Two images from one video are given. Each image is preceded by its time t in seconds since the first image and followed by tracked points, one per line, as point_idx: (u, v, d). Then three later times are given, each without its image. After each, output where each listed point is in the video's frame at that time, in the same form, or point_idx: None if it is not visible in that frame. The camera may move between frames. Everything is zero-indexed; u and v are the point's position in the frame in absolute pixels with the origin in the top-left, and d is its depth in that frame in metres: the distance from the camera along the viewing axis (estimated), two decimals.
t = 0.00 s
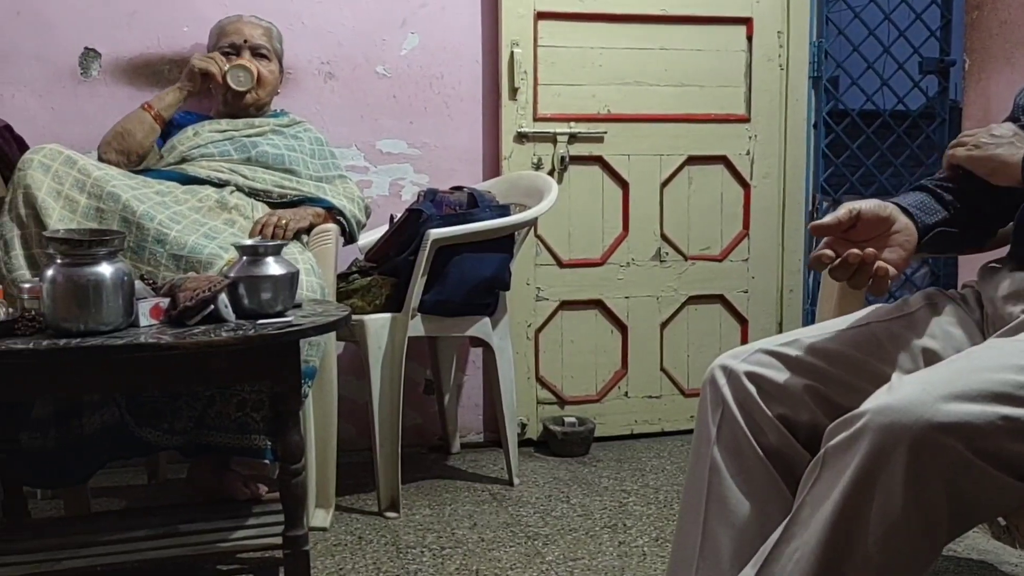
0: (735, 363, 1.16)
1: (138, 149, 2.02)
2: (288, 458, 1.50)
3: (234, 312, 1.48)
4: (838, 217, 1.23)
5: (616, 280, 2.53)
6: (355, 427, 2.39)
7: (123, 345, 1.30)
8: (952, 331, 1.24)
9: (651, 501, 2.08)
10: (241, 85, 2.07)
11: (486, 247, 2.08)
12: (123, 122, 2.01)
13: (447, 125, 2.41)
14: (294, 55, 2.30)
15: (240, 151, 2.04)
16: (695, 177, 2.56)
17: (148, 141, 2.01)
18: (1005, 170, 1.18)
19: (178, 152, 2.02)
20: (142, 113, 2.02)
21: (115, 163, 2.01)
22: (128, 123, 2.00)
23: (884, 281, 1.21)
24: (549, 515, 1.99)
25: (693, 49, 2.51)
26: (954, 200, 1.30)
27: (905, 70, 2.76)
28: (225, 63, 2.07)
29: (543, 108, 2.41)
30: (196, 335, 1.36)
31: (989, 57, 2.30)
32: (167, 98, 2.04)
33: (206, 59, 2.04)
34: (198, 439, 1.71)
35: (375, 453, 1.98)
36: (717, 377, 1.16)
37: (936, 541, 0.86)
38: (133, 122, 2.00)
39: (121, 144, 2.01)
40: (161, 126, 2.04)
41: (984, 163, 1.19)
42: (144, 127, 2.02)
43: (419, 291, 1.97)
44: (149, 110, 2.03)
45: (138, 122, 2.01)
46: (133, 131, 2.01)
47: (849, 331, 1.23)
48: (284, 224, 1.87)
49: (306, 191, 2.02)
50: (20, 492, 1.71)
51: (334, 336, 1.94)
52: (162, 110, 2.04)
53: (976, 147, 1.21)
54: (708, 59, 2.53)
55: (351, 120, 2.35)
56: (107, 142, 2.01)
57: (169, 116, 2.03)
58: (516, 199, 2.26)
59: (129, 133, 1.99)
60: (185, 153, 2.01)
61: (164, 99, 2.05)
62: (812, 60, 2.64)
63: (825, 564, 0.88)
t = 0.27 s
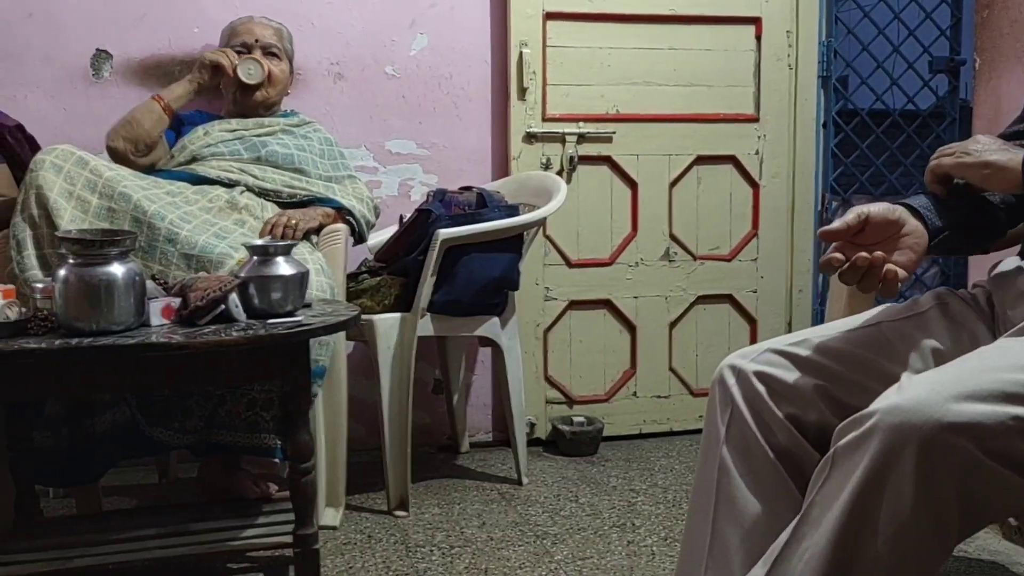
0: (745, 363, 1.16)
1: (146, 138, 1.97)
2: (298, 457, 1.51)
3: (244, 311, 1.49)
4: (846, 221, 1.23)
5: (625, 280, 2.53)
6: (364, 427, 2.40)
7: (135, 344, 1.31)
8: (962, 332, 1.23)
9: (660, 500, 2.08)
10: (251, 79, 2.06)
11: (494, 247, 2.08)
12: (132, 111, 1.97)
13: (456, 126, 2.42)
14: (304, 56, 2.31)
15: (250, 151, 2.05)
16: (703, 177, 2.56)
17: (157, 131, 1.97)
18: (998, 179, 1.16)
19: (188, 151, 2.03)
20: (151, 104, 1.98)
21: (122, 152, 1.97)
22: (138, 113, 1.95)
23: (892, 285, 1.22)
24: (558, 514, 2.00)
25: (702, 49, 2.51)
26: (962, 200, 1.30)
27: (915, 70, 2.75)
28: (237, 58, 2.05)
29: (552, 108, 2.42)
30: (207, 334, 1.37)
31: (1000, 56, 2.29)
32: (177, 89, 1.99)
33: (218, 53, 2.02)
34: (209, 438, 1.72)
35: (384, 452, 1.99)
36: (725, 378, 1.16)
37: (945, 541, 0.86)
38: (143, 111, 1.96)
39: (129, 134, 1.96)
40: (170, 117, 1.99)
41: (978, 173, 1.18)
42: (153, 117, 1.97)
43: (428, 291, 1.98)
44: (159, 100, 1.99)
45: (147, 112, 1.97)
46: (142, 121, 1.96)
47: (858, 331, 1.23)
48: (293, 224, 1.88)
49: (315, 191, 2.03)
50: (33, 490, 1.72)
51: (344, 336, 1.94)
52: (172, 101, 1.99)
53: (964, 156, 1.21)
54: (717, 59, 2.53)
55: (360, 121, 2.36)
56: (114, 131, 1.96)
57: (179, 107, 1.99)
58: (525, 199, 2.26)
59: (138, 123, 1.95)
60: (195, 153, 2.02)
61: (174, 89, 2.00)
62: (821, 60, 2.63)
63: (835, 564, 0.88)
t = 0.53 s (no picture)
0: (743, 366, 1.17)
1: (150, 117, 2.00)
2: (295, 451, 1.51)
3: (245, 304, 1.49)
4: (846, 230, 1.24)
5: (626, 282, 2.53)
6: (361, 422, 2.40)
7: (135, 334, 1.31)
8: (962, 341, 1.22)
9: (655, 503, 2.08)
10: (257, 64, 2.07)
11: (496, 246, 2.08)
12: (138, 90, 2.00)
13: (461, 124, 2.41)
14: (311, 50, 2.30)
15: (255, 143, 2.05)
16: (707, 181, 2.56)
17: (160, 110, 2.00)
18: (1012, 187, 1.17)
19: (193, 141, 2.03)
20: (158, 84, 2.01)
21: (126, 130, 1.99)
22: (144, 91, 1.99)
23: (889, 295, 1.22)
24: (553, 515, 2.00)
25: (709, 53, 2.51)
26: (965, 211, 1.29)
27: (922, 79, 2.77)
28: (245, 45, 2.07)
29: (558, 109, 2.42)
30: (207, 326, 1.37)
31: (1007, 67, 2.29)
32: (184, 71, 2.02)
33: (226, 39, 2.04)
34: (206, 430, 1.72)
35: (381, 448, 1.99)
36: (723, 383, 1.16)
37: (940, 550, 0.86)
38: (148, 90, 1.99)
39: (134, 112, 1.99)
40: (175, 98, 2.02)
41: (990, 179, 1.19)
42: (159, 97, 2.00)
43: (429, 287, 1.97)
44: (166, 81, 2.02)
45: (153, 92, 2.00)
46: (147, 100, 1.99)
47: (858, 337, 1.23)
48: (296, 218, 1.88)
49: (318, 184, 2.03)
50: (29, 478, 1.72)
51: (343, 332, 1.94)
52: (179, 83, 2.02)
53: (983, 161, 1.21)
54: (724, 63, 2.52)
55: (365, 116, 2.36)
56: (119, 108, 1.99)
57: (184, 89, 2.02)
58: (528, 199, 2.26)
59: (142, 101, 1.98)
60: (200, 143, 2.02)
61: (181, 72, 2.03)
62: (828, 66, 2.63)
63: (828, 570, 0.88)
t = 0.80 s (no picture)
0: (741, 373, 1.17)
1: (155, 97, 1.98)
2: (291, 445, 1.51)
3: (244, 296, 1.50)
4: (861, 245, 1.22)
5: (625, 285, 2.53)
6: (358, 417, 2.40)
7: (133, 323, 1.31)
8: (959, 355, 1.22)
9: (649, 507, 2.08)
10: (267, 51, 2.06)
11: (497, 245, 2.08)
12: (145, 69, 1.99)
13: (466, 122, 2.41)
14: (318, 44, 2.30)
15: (259, 135, 2.05)
16: (710, 186, 2.56)
17: (166, 91, 1.98)
18: (1002, 205, 1.17)
19: (197, 131, 2.03)
20: (166, 64, 1.99)
21: (130, 108, 1.98)
22: (151, 71, 1.97)
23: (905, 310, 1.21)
24: (547, 515, 2.00)
25: (715, 58, 2.51)
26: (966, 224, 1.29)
27: (927, 91, 2.76)
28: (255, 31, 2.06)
29: (563, 110, 2.42)
30: (206, 316, 1.37)
31: (1013, 81, 2.29)
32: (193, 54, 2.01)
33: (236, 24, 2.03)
34: (203, 420, 1.72)
35: (377, 444, 1.99)
36: (720, 387, 1.16)
37: (932, 562, 0.86)
38: (156, 70, 1.98)
39: (140, 91, 1.98)
40: (182, 80, 2.01)
41: (978, 198, 1.18)
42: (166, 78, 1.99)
43: (429, 284, 1.98)
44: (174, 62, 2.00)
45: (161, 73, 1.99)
46: (153, 80, 1.98)
47: (856, 347, 1.23)
48: (298, 211, 1.87)
49: (321, 178, 2.03)
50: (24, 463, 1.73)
51: (342, 326, 1.94)
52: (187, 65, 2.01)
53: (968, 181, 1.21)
54: (730, 69, 2.52)
55: (370, 112, 2.36)
56: (125, 86, 1.97)
57: (192, 72, 2.00)
58: (530, 199, 2.26)
59: (149, 80, 1.97)
60: (204, 133, 2.02)
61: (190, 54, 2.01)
62: (834, 75, 2.63)
63: None
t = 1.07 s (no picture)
0: (741, 371, 1.17)
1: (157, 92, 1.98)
2: (291, 442, 1.51)
3: (245, 293, 1.50)
4: (862, 242, 1.21)
5: (626, 284, 2.53)
6: (358, 415, 2.40)
7: (134, 320, 1.31)
8: (961, 352, 1.22)
9: (649, 505, 2.09)
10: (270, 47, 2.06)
11: (498, 243, 2.08)
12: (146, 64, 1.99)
13: (466, 120, 2.41)
14: (319, 42, 2.30)
15: (260, 132, 2.05)
16: (710, 185, 2.56)
17: (168, 86, 1.98)
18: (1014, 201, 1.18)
19: (198, 128, 2.03)
20: (167, 58, 1.99)
21: (131, 102, 1.97)
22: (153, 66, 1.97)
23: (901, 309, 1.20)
24: (547, 513, 2.00)
25: (716, 57, 2.51)
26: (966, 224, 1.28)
27: (928, 90, 2.75)
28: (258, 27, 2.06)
29: (563, 108, 2.42)
30: (206, 313, 1.37)
31: (1013, 81, 2.29)
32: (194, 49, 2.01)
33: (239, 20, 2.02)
34: (203, 417, 1.72)
35: (377, 442, 1.99)
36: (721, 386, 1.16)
37: (931, 560, 0.86)
38: (157, 65, 1.98)
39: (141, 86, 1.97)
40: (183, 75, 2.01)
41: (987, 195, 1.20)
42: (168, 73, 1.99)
43: (429, 281, 1.98)
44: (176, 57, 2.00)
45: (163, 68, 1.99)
46: (155, 75, 1.98)
47: (856, 346, 1.23)
48: (298, 209, 1.87)
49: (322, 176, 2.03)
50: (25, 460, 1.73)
51: (342, 324, 1.94)
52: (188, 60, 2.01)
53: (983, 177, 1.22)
54: (730, 68, 2.52)
55: (371, 110, 2.36)
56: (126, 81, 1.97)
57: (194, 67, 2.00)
58: (531, 197, 2.26)
59: (150, 75, 1.96)
60: (205, 129, 2.02)
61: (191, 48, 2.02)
62: (835, 74, 2.63)
63: None
